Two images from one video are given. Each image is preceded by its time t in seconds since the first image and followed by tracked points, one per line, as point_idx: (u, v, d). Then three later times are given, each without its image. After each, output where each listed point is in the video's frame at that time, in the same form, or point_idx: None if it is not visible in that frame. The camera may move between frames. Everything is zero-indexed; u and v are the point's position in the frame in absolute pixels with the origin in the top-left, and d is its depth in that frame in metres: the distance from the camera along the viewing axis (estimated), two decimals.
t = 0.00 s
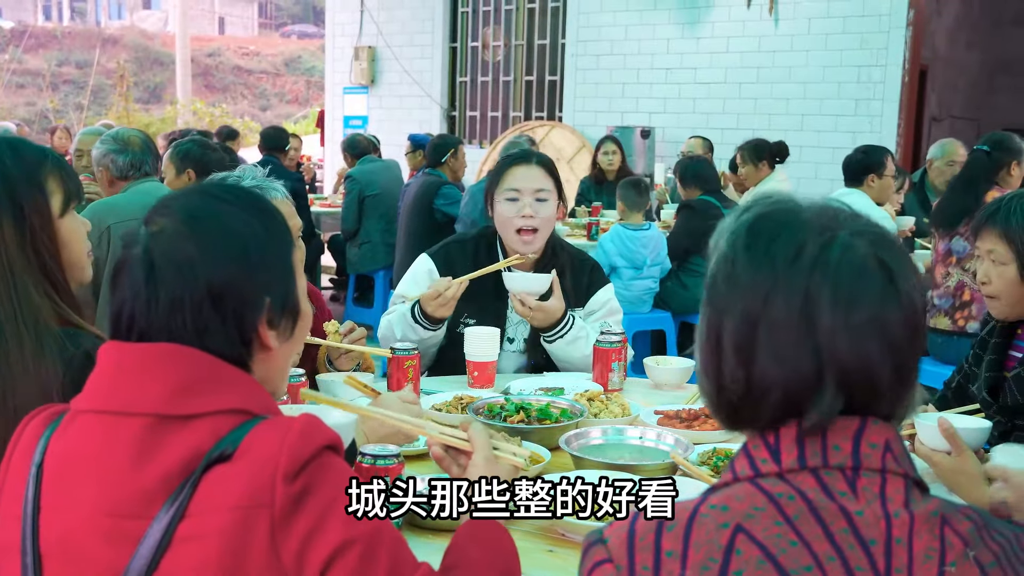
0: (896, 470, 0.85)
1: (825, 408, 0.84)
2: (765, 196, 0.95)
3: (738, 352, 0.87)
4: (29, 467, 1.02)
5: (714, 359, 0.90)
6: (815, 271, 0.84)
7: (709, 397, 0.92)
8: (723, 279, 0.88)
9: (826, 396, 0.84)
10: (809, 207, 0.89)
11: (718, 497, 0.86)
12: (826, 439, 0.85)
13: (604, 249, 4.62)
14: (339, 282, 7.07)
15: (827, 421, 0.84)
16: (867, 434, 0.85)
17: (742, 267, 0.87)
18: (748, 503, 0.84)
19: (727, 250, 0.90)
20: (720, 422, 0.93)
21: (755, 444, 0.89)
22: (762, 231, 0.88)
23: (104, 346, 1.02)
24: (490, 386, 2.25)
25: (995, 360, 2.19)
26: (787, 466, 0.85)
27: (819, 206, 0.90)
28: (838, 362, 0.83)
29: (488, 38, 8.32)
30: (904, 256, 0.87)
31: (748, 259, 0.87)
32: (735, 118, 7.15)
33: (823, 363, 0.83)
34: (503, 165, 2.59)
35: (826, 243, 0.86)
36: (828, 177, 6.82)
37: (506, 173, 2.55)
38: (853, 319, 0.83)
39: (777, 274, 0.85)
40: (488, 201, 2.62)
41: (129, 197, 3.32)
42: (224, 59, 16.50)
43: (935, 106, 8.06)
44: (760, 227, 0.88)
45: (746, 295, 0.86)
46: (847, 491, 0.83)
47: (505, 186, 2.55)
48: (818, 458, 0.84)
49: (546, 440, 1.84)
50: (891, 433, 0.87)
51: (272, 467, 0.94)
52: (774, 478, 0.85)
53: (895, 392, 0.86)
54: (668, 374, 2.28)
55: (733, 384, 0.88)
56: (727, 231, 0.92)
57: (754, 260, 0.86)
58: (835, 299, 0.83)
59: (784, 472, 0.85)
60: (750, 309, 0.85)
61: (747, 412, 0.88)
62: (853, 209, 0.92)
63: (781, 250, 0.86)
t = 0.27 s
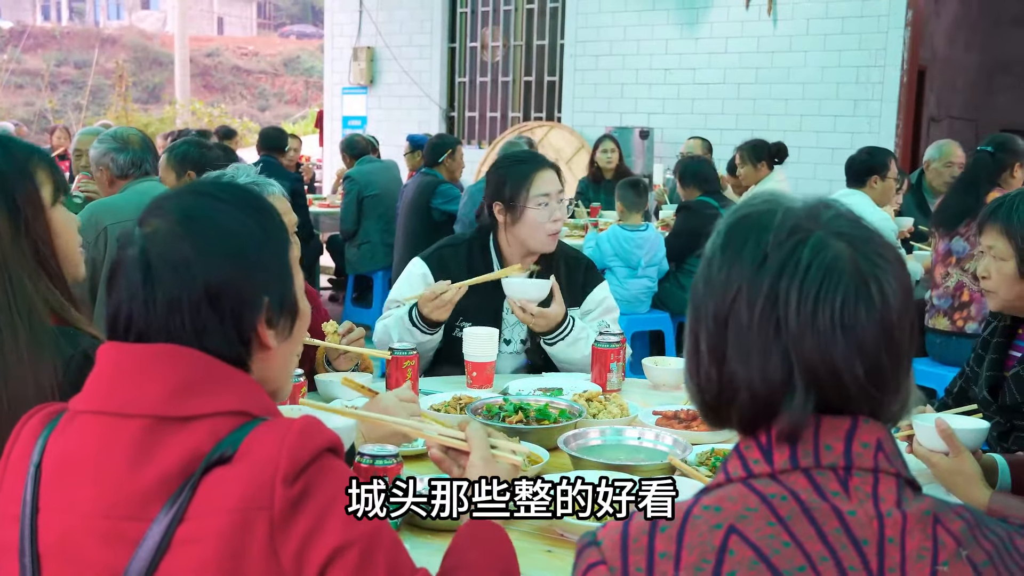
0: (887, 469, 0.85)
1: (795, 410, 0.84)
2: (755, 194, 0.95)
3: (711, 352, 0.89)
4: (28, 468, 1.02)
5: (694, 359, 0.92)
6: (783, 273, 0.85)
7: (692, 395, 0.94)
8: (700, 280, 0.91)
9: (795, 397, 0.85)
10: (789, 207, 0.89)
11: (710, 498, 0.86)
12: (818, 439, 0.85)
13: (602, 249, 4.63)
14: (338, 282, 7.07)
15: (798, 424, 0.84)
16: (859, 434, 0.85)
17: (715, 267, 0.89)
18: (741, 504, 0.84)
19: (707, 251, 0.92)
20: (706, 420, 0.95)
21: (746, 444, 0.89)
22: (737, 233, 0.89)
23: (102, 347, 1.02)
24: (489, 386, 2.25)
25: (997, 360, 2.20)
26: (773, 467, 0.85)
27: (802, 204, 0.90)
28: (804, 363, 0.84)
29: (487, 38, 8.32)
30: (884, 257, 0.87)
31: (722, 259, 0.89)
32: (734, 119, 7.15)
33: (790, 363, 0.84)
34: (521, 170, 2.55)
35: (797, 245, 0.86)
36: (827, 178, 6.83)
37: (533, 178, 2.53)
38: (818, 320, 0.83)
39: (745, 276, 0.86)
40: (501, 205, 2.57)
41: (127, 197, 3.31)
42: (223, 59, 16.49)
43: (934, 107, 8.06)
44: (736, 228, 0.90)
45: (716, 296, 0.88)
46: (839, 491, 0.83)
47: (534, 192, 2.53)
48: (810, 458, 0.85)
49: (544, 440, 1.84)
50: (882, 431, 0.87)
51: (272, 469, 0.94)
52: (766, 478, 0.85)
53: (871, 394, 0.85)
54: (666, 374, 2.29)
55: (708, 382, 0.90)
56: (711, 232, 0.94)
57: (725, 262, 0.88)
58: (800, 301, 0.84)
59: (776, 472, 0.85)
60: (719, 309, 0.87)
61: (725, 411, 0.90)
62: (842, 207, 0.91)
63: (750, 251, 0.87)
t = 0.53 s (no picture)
0: (889, 471, 0.85)
1: (796, 413, 0.85)
2: (757, 196, 0.95)
3: (712, 355, 0.89)
4: (28, 470, 1.02)
5: (695, 361, 0.92)
6: (785, 275, 0.85)
7: (693, 397, 0.94)
8: (702, 281, 0.91)
9: (796, 400, 0.85)
10: (792, 210, 0.89)
11: (712, 500, 0.86)
12: (821, 440, 0.85)
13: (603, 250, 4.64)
14: (338, 284, 7.07)
15: (799, 427, 0.85)
16: (860, 435, 0.85)
17: (717, 269, 0.89)
18: (743, 505, 0.84)
19: (709, 252, 0.92)
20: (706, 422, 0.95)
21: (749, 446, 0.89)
22: (740, 236, 0.89)
23: (104, 350, 1.02)
24: (489, 388, 2.25)
25: (1000, 358, 2.19)
26: (775, 468, 0.85)
27: (805, 206, 0.90)
28: (806, 365, 0.84)
29: (487, 40, 8.32)
30: (886, 260, 0.87)
31: (724, 261, 0.89)
32: (734, 121, 7.15)
33: (793, 366, 0.85)
34: (501, 176, 2.51)
35: (799, 248, 0.86)
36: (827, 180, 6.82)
37: (516, 186, 2.49)
38: (821, 322, 0.84)
39: (748, 278, 0.86)
40: (482, 208, 2.54)
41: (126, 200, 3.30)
42: (223, 61, 16.51)
43: (934, 109, 8.06)
44: (738, 230, 0.90)
45: (718, 298, 0.88)
46: (841, 492, 0.83)
47: (513, 201, 2.49)
48: (812, 460, 0.85)
49: (544, 443, 1.84)
50: (885, 433, 0.87)
51: (275, 474, 0.94)
52: (768, 479, 0.85)
53: (872, 398, 0.86)
54: (666, 376, 2.28)
55: (709, 384, 0.90)
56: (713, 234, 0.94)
57: (728, 264, 0.88)
58: (803, 304, 0.84)
59: (778, 473, 0.85)
60: (722, 311, 0.87)
61: (726, 413, 0.90)
62: (844, 210, 0.91)
63: (753, 254, 0.87)
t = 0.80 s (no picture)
0: (888, 472, 0.85)
1: (795, 413, 0.85)
2: (757, 197, 0.96)
3: (711, 356, 0.90)
4: (29, 471, 1.02)
5: (695, 362, 0.92)
6: (784, 276, 0.85)
7: (693, 399, 0.94)
8: (702, 281, 0.91)
9: (794, 401, 0.85)
10: (791, 211, 0.90)
11: (712, 501, 0.86)
12: (821, 440, 0.85)
13: (602, 250, 4.64)
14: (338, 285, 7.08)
15: (800, 427, 0.85)
16: (860, 436, 0.85)
17: (717, 269, 0.89)
18: (742, 506, 0.84)
19: (709, 253, 0.92)
20: (706, 423, 0.95)
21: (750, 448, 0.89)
22: (739, 237, 0.90)
23: (106, 352, 1.02)
24: (489, 389, 2.25)
25: (1004, 358, 2.18)
26: (776, 468, 0.86)
27: (805, 208, 0.90)
28: (805, 365, 0.84)
29: (488, 41, 8.34)
30: (884, 261, 0.87)
31: (724, 262, 0.89)
32: (735, 122, 7.16)
33: (792, 366, 0.85)
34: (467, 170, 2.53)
35: (798, 249, 0.87)
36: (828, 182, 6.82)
37: (475, 181, 2.49)
38: (819, 323, 0.84)
39: (746, 279, 0.87)
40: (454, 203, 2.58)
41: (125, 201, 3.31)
42: (224, 62, 16.52)
43: (934, 110, 8.06)
44: (738, 231, 0.90)
45: (717, 299, 0.89)
46: (840, 493, 0.83)
47: (472, 194, 2.51)
48: (811, 460, 0.85)
49: (544, 443, 1.84)
50: (884, 433, 0.87)
51: (278, 479, 0.94)
52: (767, 480, 0.85)
53: (872, 400, 0.86)
54: (666, 377, 2.29)
55: (709, 385, 0.91)
56: (714, 234, 0.94)
57: (727, 265, 0.89)
58: (800, 304, 0.84)
59: (778, 474, 0.85)
60: (722, 313, 0.88)
61: (725, 414, 0.90)
62: (845, 211, 0.91)
63: (752, 255, 0.88)
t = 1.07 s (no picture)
0: (884, 474, 0.85)
1: (758, 429, 0.86)
2: (734, 204, 0.96)
3: (682, 372, 0.92)
4: (36, 472, 1.03)
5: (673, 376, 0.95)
6: (736, 291, 0.86)
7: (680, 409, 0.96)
8: (673, 297, 0.93)
9: (756, 417, 0.86)
10: (752, 223, 0.89)
11: (707, 507, 0.86)
12: (812, 444, 0.85)
13: (599, 253, 4.63)
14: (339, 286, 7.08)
15: (766, 443, 0.85)
16: (853, 439, 0.86)
17: (682, 285, 0.91)
18: (738, 511, 0.85)
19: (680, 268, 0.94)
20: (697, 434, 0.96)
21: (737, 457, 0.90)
22: (700, 253, 0.91)
23: (112, 353, 1.03)
24: (490, 390, 2.25)
25: (1012, 359, 2.18)
26: (763, 476, 0.86)
27: (768, 217, 0.90)
28: (757, 380, 0.85)
29: (489, 42, 8.35)
30: (842, 271, 0.85)
31: (688, 277, 0.91)
32: (736, 123, 7.16)
33: (746, 381, 0.86)
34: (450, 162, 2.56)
35: (749, 265, 0.86)
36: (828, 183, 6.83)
37: (456, 175, 2.53)
38: (768, 339, 0.84)
39: (700, 295, 0.88)
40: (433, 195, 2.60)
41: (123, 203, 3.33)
42: (225, 62, 16.52)
43: (935, 111, 8.06)
44: (702, 245, 0.91)
45: (681, 317, 0.90)
46: (836, 497, 0.84)
47: (454, 185, 2.53)
48: (805, 464, 0.85)
49: (545, 445, 1.84)
50: (877, 436, 0.87)
51: (286, 483, 0.94)
52: (762, 485, 0.86)
53: (834, 414, 0.85)
54: (667, 379, 2.29)
55: (686, 399, 0.93)
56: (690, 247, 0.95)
57: (688, 283, 0.90)
58: (749, 322, 0.85)
59: (772, 479, 0.85)
60: (685, 329, 0.90)
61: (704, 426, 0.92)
62: (815, 216, 0.90)
63: (708, 272, 0.88)
